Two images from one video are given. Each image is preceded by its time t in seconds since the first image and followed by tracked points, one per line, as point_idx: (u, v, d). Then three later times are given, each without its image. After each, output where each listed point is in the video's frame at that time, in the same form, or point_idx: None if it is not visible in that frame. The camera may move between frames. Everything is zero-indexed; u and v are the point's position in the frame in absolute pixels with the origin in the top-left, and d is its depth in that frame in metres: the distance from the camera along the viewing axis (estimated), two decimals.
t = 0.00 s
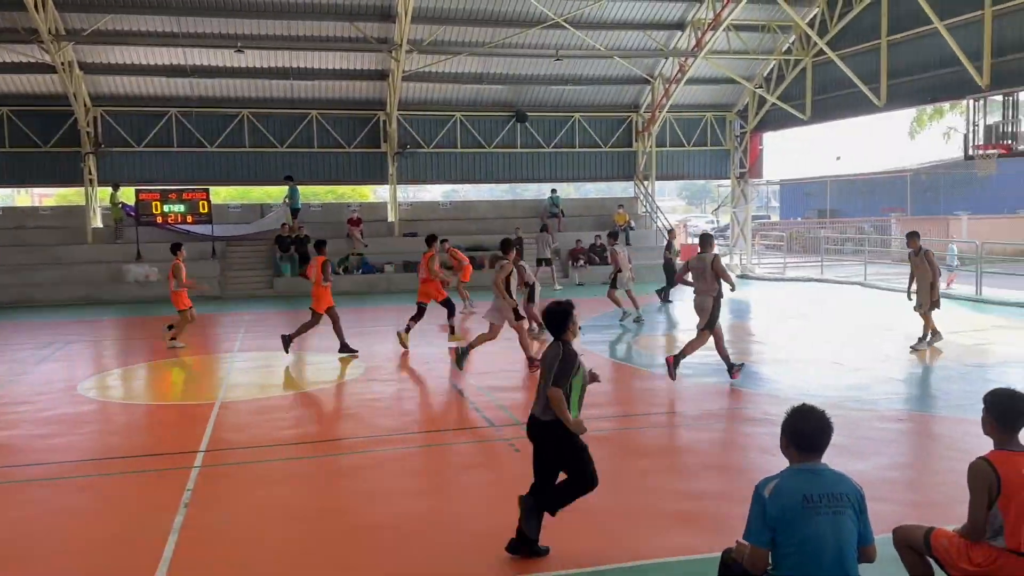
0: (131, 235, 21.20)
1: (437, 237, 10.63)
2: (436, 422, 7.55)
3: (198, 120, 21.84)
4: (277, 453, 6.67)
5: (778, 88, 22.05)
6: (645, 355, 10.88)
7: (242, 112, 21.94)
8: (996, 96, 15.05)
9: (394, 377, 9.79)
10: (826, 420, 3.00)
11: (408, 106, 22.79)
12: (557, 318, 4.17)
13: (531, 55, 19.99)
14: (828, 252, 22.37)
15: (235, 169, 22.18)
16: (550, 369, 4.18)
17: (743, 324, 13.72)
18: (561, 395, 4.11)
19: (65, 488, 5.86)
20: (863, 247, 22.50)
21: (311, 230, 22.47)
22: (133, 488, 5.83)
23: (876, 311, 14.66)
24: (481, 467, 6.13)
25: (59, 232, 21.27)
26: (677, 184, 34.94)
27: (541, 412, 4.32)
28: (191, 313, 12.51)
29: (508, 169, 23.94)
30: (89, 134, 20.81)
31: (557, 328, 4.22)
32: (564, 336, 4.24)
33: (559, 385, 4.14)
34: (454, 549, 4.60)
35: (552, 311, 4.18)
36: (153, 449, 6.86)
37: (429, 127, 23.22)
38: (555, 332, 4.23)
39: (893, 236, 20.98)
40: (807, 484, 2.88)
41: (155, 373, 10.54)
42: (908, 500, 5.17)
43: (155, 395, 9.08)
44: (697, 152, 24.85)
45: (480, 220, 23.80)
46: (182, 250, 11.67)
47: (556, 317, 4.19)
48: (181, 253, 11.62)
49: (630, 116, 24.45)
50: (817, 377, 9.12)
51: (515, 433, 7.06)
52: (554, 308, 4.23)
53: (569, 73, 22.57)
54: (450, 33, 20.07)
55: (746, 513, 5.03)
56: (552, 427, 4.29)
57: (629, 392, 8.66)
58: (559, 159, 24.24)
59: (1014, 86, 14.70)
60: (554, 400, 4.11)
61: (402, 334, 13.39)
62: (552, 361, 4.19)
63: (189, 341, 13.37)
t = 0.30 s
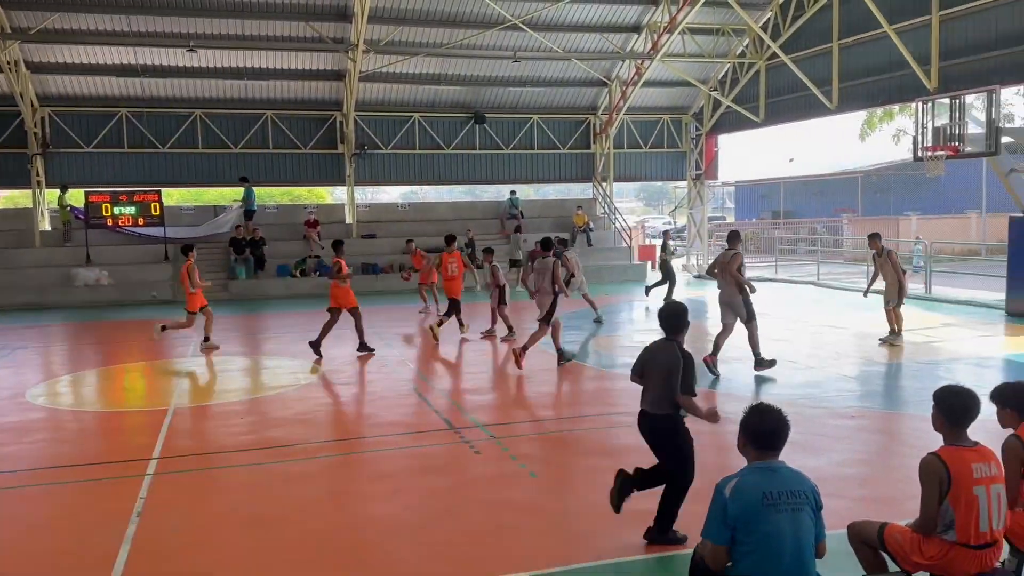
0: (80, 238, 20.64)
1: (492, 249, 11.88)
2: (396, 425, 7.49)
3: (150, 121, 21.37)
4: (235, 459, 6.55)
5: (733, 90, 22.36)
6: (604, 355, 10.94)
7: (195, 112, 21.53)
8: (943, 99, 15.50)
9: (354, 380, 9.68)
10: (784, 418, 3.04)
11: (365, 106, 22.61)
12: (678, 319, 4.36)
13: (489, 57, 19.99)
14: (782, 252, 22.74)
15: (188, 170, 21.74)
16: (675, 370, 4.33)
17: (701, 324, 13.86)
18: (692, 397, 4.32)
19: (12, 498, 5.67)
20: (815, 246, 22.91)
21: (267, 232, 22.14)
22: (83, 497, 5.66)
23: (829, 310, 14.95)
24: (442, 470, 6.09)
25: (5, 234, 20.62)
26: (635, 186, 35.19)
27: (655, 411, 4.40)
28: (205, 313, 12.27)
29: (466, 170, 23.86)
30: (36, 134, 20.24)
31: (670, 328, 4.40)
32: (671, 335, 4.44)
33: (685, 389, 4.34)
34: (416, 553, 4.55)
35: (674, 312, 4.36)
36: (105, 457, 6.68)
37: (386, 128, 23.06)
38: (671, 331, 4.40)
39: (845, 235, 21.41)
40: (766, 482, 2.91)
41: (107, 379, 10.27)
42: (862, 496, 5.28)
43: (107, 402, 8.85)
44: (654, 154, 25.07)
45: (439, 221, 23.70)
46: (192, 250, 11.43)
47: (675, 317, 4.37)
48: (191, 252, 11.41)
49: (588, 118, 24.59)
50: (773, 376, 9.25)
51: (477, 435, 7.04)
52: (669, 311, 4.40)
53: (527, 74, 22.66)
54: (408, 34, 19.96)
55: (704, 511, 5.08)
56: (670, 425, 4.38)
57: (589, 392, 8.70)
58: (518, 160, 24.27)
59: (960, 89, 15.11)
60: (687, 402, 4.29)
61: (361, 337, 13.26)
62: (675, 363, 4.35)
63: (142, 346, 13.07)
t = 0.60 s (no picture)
0: (38, 240, 20.17)
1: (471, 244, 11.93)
2: (365, 428, 7.43)
3: (111, 121, 20.97)
4: (199, 464, 6.44)
5: (697, 93, 22.59)
6: (572, 354, 11.00)
7: (157, 112, 21.18)
8: (903, 102, 15.83)
9: (321, 383, 9.59)
10: (752, 417, 3.09)
11: (330, 107, 22.42)
12: (774, 311, 4.74)
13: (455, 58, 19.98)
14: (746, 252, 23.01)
15: (150, 171, 21.37)
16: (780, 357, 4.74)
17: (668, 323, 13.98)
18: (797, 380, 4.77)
19: None
20: (779, 247, 23.22)
21: (231, 234, 21.85)
22: (43, 504, 5.53)
23: (792, 310, 15.16)
24: (409, 473, 6.05)
25: None
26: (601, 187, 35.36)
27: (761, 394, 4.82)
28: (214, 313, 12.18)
29: (434, 172, 23.76)
30: None
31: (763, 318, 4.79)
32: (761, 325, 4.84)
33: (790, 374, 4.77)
34: (385, 556, 4.52)
35: (770, 305, 4.73)
36: (65, 463, 6.53)
37: (353, 129, 22.90)
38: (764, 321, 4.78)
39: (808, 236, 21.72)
40: (736, 481, 2.93)
41: (67, 383, 10.05)
42: (827, 492, 5.36)
43: (68, 407, 8.66)
44: (620, 155, 25.21)
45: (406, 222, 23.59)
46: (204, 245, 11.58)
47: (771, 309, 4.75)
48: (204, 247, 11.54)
49: (555, 120, 24.67)
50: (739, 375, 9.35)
51: (445, 437, 7.02)
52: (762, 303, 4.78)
53: (494, 75, 22.67)
54: (374, 35, 19.86)
55: (671, 510, 5.11)
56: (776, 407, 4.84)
57: (557, 392, 8.72)
58: (486, 162, 24.24)
59: (919, 92, 15.44)
60: (795, 387, 4.74)
61: (327, 339, 13.15)
62: (779, 350, 4.76)
63: (104, 350, 12.81)
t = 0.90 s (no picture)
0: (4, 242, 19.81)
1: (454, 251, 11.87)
2: (338, 430, 7.38)
3: (79, 121, 20.65)
4: (169, 468, 6.36)
5: (670, 95, 22.74)
6: (547, 354, 11.03)
7: (126, 112, 20.89)
8: (872, 105, 16.08)
9: (294, 385, 9.51)
10: (731, 415, 3.10)
11: (302, 107, 22.26)
12: (861, 299, 5.01)
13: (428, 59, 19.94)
14: (719, 253, 23.20)
15: (120, 171, 21.07)
16: (863, 339, 4.98)
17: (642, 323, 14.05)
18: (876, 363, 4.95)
19: None
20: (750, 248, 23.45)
21: (203, 235, 21.61)
22: (9, 510, 5.42)
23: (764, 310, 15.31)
24: (384, 475, 6.02)
25: None
26: (575, 188, 35.47)
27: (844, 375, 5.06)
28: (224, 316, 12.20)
29: (407, 172, 23.67)
30: None
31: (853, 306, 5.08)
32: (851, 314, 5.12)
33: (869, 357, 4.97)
34: (359, 558, 4.49)
35: (855, 292, 5.02)
36: (31, 468, 6.40)
37: (326, 130, 22.76)
38: (852, 311, 5.09)
39: (779, 237, 21.95)
40: (708, 479, 2.96)
41: (34, 387, 9.87)
42: (797, 489, 5.42)
43: (36, 411, 8.51)
44: (594, 157, 25.29)
45: (380, 223, 23.48)
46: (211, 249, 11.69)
47: (858, 296, 5.03)
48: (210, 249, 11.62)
49: (529, 121, 24.71)
50: (712, 374, 9.42)
51: (419, 439, 7.00)
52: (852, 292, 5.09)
53: (467, 77, 22.64)
54: (346, 36, 19.77)
55: (644, 508, 5.14)
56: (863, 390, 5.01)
57: (532, 393, 8.73)
58: (459, 163, 24.20)
59: (887, 95, 15.68)
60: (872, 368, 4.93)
61: (301, 341, 13.05)
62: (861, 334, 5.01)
63: (72, 353, 12.61)
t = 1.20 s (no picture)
0: None
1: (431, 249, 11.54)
2: (318, 433, 7.32)
3: (53, 121, 20.36)
4: (146, 472, 6.27)
5: (649, 97, 22.83)
6: (527, 356, 11.01)
7: (101, 113, 20.64)
8: (848, 107, 16.24)
9: (272, 388, 9.43)
10: (709, 416, 3.10)
11: (280, 108, 22.11)
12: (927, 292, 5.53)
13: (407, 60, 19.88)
14: (697, 254, 23.31)
15: (95, 172, 20.80)
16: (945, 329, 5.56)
17: (622, 324, 14.08)
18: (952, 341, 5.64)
19: None
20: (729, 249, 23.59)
21: (179, 237, 21.38)
22: None
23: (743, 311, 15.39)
24: (364, 478, 5.97)
25: None
26: (555, 189, 35.50)
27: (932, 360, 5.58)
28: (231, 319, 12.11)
29: (387, 173, 23.57)
30: None
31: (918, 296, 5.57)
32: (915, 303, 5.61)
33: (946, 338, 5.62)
34: (338, 562, 4.45)
35: (923, 288, 5.50)
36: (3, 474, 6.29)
37: (304, 130, 22.62)
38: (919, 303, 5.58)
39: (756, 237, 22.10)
40: (689, 482, 2.96)
41: (7, 391, 9.71)
42: (774, 488, 5.45)
43: (8, 416, 8.36)
44: (573, 158, 25.33)
45: (360, 225, 23.37)
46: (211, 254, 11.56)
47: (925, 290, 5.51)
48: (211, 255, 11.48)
49: (509, 122, 24.71)
50: (691, 375, 9.44)
51: (399, 441, 6.96)
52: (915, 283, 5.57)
53: (447, 78, 22.57)
54: (325, 36, 19.66)
55: (624, 509, 5.15)
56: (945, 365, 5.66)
57: (513, 394, 8.72)
58: (438, 164, 24.14)
59: (863, 98, 15.84)
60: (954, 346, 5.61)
61: (279, 343, 12.95)
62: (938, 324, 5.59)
63: (46, 356, 12.42)
